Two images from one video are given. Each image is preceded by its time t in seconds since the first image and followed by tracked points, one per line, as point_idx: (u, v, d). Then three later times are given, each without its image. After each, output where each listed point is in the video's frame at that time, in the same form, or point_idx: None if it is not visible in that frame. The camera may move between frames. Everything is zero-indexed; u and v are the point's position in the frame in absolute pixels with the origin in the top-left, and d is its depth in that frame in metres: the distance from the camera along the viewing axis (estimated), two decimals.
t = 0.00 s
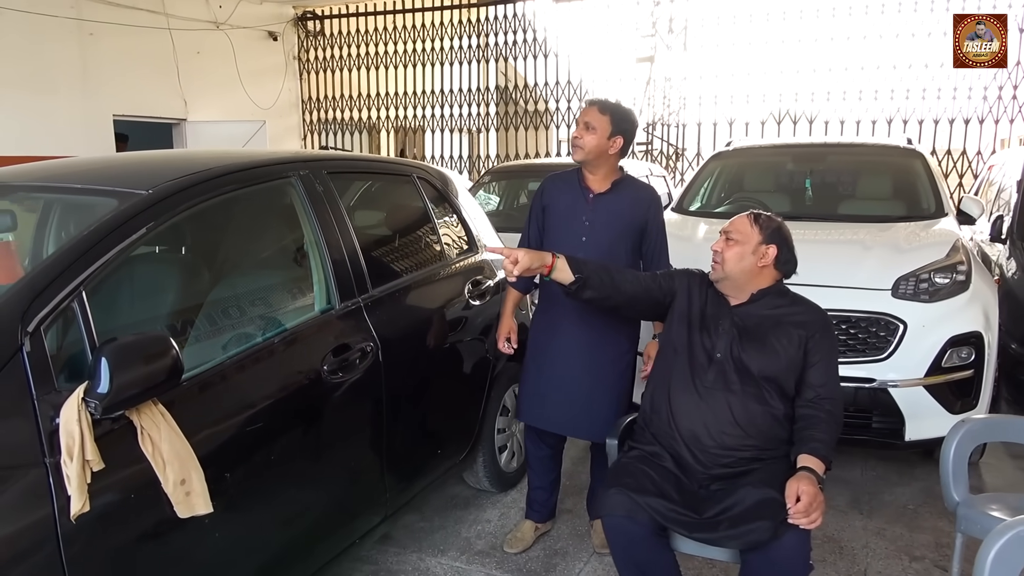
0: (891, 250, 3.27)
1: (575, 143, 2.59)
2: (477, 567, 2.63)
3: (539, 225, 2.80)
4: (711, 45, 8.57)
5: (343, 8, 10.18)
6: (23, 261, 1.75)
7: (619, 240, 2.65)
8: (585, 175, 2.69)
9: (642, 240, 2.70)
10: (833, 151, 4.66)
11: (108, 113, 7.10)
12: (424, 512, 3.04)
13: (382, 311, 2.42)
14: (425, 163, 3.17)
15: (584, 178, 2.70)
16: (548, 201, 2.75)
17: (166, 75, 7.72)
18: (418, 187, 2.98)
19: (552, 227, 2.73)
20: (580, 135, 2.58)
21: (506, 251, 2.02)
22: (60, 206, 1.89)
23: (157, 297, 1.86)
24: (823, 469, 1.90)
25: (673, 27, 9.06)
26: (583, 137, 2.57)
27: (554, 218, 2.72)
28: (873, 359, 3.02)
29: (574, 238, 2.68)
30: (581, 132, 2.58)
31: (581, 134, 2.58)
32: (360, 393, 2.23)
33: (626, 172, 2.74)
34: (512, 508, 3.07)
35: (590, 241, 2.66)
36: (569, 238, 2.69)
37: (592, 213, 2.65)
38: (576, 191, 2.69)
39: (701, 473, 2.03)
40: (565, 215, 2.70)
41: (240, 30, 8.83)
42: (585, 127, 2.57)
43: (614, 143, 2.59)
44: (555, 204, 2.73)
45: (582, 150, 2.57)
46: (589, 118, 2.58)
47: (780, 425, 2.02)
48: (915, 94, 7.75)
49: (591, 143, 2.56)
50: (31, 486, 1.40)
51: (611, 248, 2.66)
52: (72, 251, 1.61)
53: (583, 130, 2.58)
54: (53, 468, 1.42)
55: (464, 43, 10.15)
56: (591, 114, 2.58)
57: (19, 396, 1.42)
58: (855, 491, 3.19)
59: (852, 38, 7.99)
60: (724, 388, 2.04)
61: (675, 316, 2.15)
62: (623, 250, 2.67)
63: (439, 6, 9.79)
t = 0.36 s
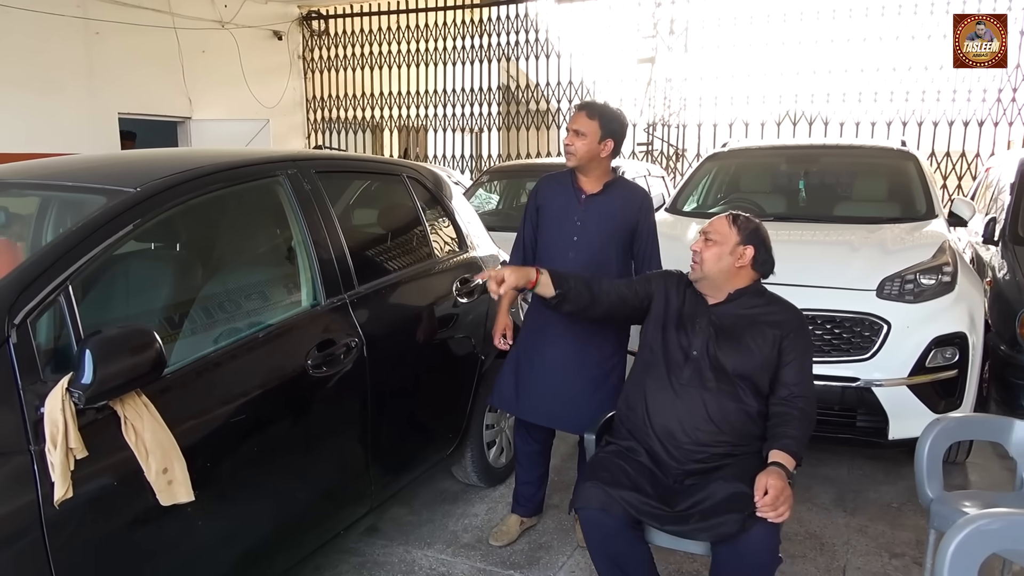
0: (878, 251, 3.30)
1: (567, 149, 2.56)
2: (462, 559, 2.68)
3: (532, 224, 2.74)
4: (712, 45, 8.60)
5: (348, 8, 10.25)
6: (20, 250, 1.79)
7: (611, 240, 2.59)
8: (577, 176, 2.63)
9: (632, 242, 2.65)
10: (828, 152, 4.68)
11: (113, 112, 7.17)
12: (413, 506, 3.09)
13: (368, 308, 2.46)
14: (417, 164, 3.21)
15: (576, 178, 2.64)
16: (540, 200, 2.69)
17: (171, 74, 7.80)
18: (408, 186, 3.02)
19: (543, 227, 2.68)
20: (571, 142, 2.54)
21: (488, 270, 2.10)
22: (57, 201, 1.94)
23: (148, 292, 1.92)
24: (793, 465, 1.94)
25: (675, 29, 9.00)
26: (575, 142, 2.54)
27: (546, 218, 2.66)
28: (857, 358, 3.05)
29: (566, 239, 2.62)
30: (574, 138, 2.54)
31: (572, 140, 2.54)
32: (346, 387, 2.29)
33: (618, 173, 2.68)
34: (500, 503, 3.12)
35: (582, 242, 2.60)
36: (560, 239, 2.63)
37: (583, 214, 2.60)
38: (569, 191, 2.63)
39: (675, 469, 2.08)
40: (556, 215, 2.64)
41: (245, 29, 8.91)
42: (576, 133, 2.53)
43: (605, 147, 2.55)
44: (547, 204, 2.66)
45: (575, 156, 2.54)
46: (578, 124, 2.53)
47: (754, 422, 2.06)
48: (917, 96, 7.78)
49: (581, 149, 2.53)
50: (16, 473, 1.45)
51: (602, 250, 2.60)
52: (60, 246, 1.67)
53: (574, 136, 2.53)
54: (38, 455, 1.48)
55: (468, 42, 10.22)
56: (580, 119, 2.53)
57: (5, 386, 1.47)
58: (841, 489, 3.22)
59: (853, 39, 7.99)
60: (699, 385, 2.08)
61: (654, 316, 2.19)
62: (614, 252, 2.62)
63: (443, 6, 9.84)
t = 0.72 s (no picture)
0: (870, 247, 3.34)
1: (563, 145, 2.59)
2: (454, 546, 2.74)
3: (530, 218, 2.79)
4: (714, 42, 8.63)
5: (353, 5, 10.33)
6: (22, 238, 1.85)
7: (607, 236, 2.63)
8: (574, 172, 2.67)
9: (628, 237, 2.68)
10: (824, 149, 4.70)
11: (120, 109, 7.27)
12: (408, 495, 3.15)
13: (361, 299, 2.51)
14: (416, 161, 3.25)
15: (575, 174, 2.68)
16: (538, 194, 2.73)
17: (179, 71, 7.89)
18: (403, 182, 3.06)
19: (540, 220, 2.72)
20: (567, 137, 2.58)
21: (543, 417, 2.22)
22: (60, 193, 2.00)
23: (144, 283, 1.98)
24: (772, 454, 1.99)
25: (677, 26, 9.08)
26: (570, 138, 2.57)
27: (543, 212, 2.70)
28: (846, 352, 3.09)
29: (562, 233, 2.66)
30: (569, 135, 2.58)
31: (568, 136, 2.58)
32: (341, 377, 2.34)
33: (615, 170, 2.71)
34: (493, 492, 3.18)
35: (577, 235, 2.64)
36: (556, 232, 2.67)
37: (579, 208, 2.63)
38: (566, 186, 2.67)
39: (658, 458, 2.13)
40: (553, 209, 2.68)
41: (251, 27, 9.00)
42: (571, 129, 2.58)
43: (600, 142, 2.58)
44: (544, 198, 2.71)
45: (570, 152, 2.57)
46: (574, 120, 2.57)
47: (734, 413, 2.12)
48: (921, 93, 7.71)
49: (577, 144, 2.56)
50: (14, 454, 1.52)
51: (598, 244, 2.63)
52: (59, 236, 1.73)
53: (570, 133, 2.58)
54: (36, 437, 1.55)
55: (473, 39, 10.28)
56: (576, 116, 2.57)
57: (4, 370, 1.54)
58: (831, 481, 3.26)
59: (855, 36, 8.01)
60: (681, 377, 2.13)
61: (639, 312, 2.26)
62: (610, 246, 2.64)
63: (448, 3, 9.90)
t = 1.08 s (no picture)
0: (870, 244, 3.36)
1: (564, 144, 2.63)
2: (455, 537, 2.79)
3: (533, 215, 2.83)
4: (721, 40, 8.64)
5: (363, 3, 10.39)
6: (34, 232, 1.90)
7: (606, 233, 2.67)
8: (575, 169, 2.70)
9: (627, 234, 2.71)
10: (827, 147, 4.72)
11: (131, 105, 7.34)
12: (412, 487, 3.21)
13: (365, 293, 2.56)
14: (421, 159, 3.29)
15: (575, 172, 2.72)
16: (539, 192, 2.78)
17: (189, 69, 7.96)
18: (408, 179, 3.10)
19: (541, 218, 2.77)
20: (567, 137, 2.62)
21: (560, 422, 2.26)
22: (71, 188, 2.05)
23: (153, 277, 2.03)
24: (766, 448, 2.02)
25: (683, 25, 8.85)
26: (571, 138, 2.61)
27: (545, 209, 2.75)
28: (845, 348, 3.12)
29: (562, 229, 2.70)
30: (570, 134, 2.61)
31: (569, 135, 2.62)
32: (345, 371, 2.39)
33: (615, 168, 2.75)
34: (495, 485, 3.22)
35: (577, 232, 2.67)
36: (556, 229, 2.71)
37: (580, 205, 2.67)
38: (567, 184, 2.71)
39: (654, 453, 2.17)
40: (554, 207, 2.72)
41: (261, 24, 9.07)
42: (571, 128, 2.61)
43: (600, 141, 2.62)
44: (546, 195, 2.75)
45: (572, 152, 2.61)
46: (574, 120, 2.61)
47: (729, 409, 2.16)
48: (929, 91, 7.64)
49: (578, 143, 2.59)
50: (27, 439, 1.57)
51: (598, 241, 2.67)
52: (71, 230, 1.79)
53: (570, 132, 2.61)
54: (47, 423, 1.60)
55: (481, 37, 10.32)
56: (576, 115, 2.61)
57: (18, 359, 1.59)
58: (830, 476, 3.29)
59: (862, 35, 8.01)
60: (676, 374, 2.17)
61: (637, 309, 2.30)
62: (609, 242, 2.68)
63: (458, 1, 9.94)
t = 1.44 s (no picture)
0: (871, 243, 3.37)
1: (560, 146, 2.64)
2: (457, 532, 2.82)
3: (531, 213, 2.86)
4: (726, 39, 8.65)
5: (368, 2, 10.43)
6: (43, 229, 1.94)
7: (604, 229, 2.69)
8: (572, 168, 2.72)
9: (626, 231, 2.74)
10: (829, 146, 4.73)
11: (137, 104, 7.38)
12: (414, 482, 3.24)
13: (368, 291, 2.59)
14: (425, 158, 3.32)
15: (572, 170, 2.74)
16: (537, 190, 2.80)
17: (196, 68, 8.01)
18: (411, 178, 3.12)
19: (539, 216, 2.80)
20: (562, 138, 2.63)
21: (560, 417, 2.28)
22: (79, 187, 2.09)
23: (159, 274, 2.07)
24: (762, 445, 2.04)
25: (688, 23, 9.03)
26: (566, 139, 2.63)
27: (542, 207, 2.77)
28: (845, 346, 3.14)
29: (560, 226, 2.73)
30: (564, 136, 2.63)
31: (564, 137, 2.63)
32: (348, 367, 2.43)
33: (612, 165, 2.77)
34: (497, 481, 3.25)
35: (576, 229, 2.70)
36: (555, 226, 2.74)
37: (578, 202, 2.70)
38: (564, 182, 2.73)
39: (654, 448, 2.20)
40: (551, 204, 2.75)
41: (267, 23, 9.11)
42: (565, 130, 2.63)
43: (596, 140, 2.64)
44: (543, 193, 2.77)
45: (569, 153, 2.62)
46: (568, 121, 2.63)
47: (728, 406, 2.18)
48: (933, 90, 7.67)
49: (574, 144, 2.61)
50: (35, 432, 1.60)
51: (596, 238, 2.70)
52: (78, 227, 1.82)
53: (565, 134, 2.63)
54: (56, 416, 1.63)
55: (487, 36, 10.33)
56: (570, 116, 2.62)
57: (27, 353, 1.63)
58: (830, 473, 3.31)
59: (867, 33, 8.00)
60: (676, 371, 2.19)
61: (637, 307, 2.33)
62: (607, 239, 2.71)
63: None
